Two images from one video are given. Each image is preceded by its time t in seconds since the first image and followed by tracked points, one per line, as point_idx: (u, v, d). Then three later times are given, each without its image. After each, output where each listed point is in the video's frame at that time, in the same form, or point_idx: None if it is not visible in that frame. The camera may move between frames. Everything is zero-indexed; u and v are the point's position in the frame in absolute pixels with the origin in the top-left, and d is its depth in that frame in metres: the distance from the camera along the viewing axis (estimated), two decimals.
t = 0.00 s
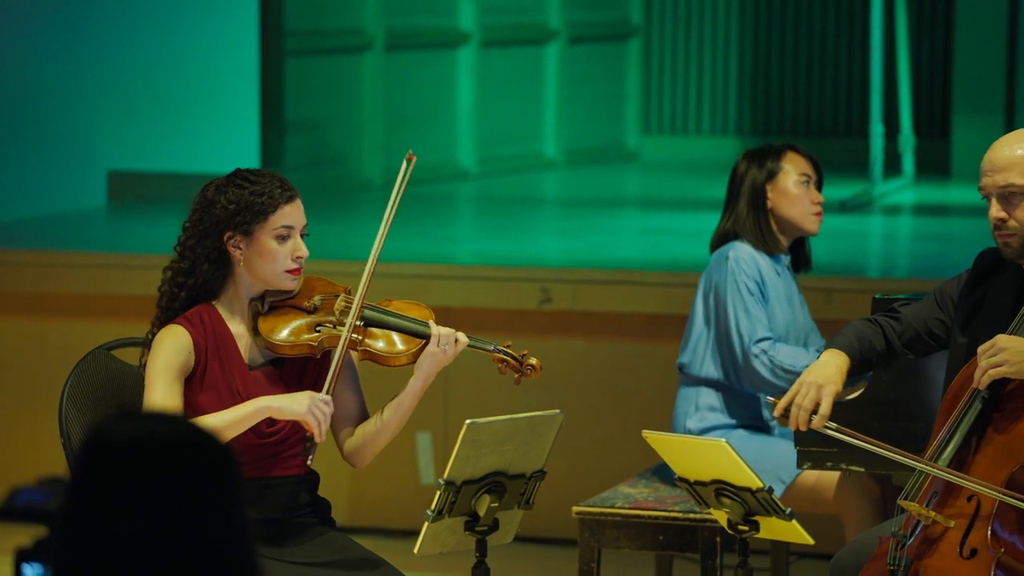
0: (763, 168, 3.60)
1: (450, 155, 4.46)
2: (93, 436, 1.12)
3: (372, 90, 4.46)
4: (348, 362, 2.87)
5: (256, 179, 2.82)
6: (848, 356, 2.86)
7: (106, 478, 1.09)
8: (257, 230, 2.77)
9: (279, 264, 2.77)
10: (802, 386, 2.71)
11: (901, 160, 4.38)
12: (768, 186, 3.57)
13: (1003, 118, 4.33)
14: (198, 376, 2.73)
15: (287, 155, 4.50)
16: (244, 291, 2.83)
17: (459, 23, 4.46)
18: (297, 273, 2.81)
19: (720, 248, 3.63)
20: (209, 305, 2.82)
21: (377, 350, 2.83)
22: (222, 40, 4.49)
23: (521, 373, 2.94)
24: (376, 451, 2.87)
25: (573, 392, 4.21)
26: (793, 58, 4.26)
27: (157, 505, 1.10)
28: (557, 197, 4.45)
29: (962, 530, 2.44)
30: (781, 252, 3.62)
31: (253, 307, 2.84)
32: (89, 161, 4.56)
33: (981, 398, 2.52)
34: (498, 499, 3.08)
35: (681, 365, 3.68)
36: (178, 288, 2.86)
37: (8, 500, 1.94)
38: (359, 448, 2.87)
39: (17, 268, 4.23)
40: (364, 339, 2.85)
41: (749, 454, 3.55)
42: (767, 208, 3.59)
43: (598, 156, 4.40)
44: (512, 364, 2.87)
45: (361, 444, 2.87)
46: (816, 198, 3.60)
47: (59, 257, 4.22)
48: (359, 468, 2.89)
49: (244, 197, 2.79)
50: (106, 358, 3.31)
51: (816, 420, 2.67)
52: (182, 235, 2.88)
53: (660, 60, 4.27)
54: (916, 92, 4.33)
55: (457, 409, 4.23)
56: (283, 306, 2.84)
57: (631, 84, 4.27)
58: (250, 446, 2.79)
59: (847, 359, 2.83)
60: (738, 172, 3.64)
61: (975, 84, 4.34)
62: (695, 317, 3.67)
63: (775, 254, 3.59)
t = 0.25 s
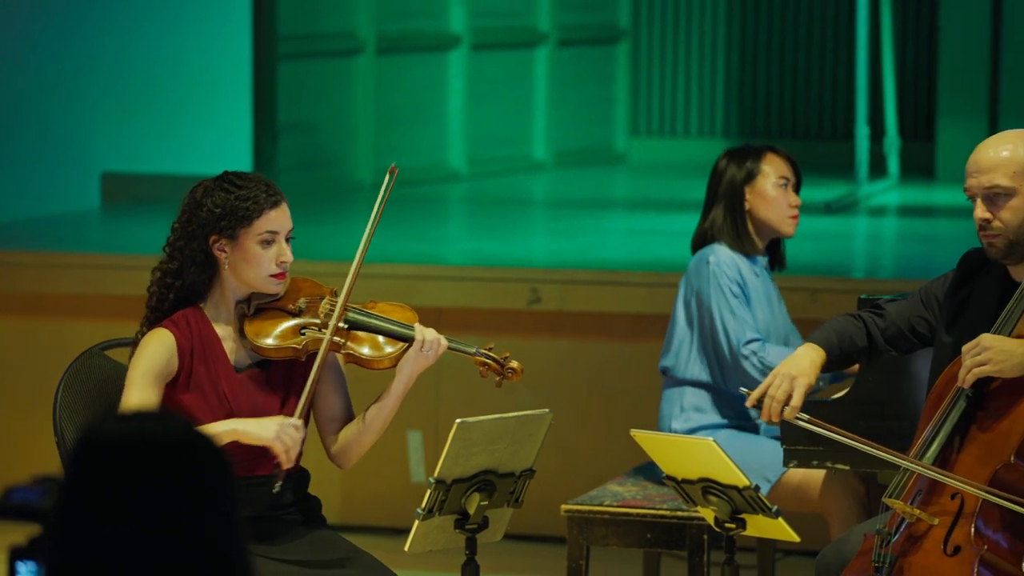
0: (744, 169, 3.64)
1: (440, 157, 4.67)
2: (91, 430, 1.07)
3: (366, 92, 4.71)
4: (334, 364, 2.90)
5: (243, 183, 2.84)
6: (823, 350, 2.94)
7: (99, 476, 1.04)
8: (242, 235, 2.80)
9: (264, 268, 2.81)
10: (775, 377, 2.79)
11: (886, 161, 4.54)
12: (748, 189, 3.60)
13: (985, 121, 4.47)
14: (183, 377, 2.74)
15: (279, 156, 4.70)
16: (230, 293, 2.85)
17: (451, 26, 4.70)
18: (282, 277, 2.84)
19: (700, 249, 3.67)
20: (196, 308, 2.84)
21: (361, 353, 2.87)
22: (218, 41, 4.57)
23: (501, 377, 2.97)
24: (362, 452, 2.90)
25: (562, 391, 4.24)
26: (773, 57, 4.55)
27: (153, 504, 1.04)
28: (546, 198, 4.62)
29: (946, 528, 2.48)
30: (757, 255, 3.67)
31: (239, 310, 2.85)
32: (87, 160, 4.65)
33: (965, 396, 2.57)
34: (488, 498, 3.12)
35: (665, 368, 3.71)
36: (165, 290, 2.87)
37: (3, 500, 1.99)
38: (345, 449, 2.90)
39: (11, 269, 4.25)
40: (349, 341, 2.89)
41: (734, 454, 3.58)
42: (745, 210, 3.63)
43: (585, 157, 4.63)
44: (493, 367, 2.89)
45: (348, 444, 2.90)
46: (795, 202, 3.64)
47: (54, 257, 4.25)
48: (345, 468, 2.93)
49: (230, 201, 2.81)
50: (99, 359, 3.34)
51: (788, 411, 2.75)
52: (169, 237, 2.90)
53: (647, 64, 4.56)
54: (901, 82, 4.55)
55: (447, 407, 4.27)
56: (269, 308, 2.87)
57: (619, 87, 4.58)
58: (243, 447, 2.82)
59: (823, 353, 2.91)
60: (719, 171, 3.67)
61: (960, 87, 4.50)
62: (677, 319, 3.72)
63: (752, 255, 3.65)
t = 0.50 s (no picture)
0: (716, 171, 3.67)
1: (422, 158, 4.71)
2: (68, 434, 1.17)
3: (347, 93, 4.71)
4: (307, 363, 2.94)
5: (217, 185, 2.89)
6: (793, 345, 2.99)
7: (81, 476, 1.13)
8: (216, 236, 2.84)
9: (238, 270, 2.85)
10: (742, 371, 2.85)
11: (866, 162, 4.60)
12: (719, 192, 3.64)
13: (964, 123, 4.49)
14: (159, 377, 2.81)
15: (263, 155, 4.74)
16: (206, 294, 2.91)
17: (433, 28, 4.70)
18: (256, 278, 2.88)
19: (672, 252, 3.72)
20: (174, 309, 2.90)
21: (328, 354, 2.89)
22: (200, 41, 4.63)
23: (466, 377, 2.99)
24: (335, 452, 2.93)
25: (544, 390, 4.28)
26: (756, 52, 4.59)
27: (124, 502, 1.13)
28: (527, 198, 4.70)
29: (924, 525, 2.52)
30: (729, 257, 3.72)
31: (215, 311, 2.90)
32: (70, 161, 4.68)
33: (943, 395, 2.62)
34: (471, 496, 3.15)
35: (640, 372, 3.74)
36: (145, 291, 2.93)
37: None
38: (318, 449, 2.94)
39: None
40: (318, 342, 2.91)
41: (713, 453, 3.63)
42: (717, 212, 3.66)
43: (568, 159, 4.67)
44: (456, 368, 2.93)
45: (320, 444, 2.94)
46: (766, 207, 3.67)
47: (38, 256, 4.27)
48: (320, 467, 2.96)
49: (204, 203, 2.86)
50: (85, 357, 3.36)
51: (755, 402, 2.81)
52: (148, 238, 2.95)
53: (629, 66, 4.64)
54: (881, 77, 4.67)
55: (430, 406, 4.30)
56: (244, 308, 2.91)
57: (601, 90, 4.64)
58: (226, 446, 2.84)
59: (790, 350, 2.95)
60: (691, 172, 3.72)
61: (939, 89, 4.53)
62: (653, 321, 3.75)
63: (723, 258, 3.69)
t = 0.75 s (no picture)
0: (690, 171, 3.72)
1: (413, 159, 4.74)
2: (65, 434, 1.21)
3: (339, 92, 4.76)
4: (291, 361, 2.97)
5: (196, 185, 2.92)
6: (773, 340, 3.03)
7: (77, 475, 1.16)
8: (195, 237, 2.87)
9: (219, 269, 2.87)
10: (719, 363, 2.90)
11: (851, 164, 4.63)
12: (694, 192, 3.69)
13: (949, 125, 4.56)
14: (149, 377, 2.84)
15: (255, 158, 4.77)
16: (191, 294, 2.94)
17: (423, 30, 4.77)
18: (237, 277, 2.90)
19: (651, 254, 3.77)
20: (160, 309, 2.94)
21: (310, 349, 2.88)
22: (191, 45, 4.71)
23: (443, 370, 3.02)
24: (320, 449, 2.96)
25: (534, 389, 4.32)
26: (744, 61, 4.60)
27: (116, 501, 1.17)
28: (517, 199, 4.76)
29: (910, 522, 2.57)
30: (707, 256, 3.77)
31: (200, 311, 2.94)
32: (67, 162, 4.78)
33: (928, 393, 2.66)
34: (462, 494, 3.19)
35: (626, 373, 3.79)
36: (131, 292, 2.96)
37: None
38: (303, 445, 2.97)
39: None
40: (298, 339, 2.91)
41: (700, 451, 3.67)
42: (693, 212, 3.71)
43: (557, 160, 4.72)
44: (435, 362, 2.97)
45: (305, 440, 2.97)
46: (740, 203, 3.71)
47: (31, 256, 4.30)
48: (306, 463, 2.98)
49: (183, 204, 2.89)
50: (80, 356, 3.38)
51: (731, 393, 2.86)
52: (134, 240, 2.99)
53: (617, 63, 4.63)
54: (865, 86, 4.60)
55: (420, 405, 4.34)
56: (227, 307, 2.94)
57: (590, 91, 4.66)
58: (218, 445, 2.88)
59: (769, 343, 3.00)
60: (665, 173, 3.76)
61: (924, 90, 4.58)
62: (636, 322, 3.79)
63: (701, 258, 3.75)
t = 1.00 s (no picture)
0: (669, 172, 3.75)
1: (406, 162, 4.84)
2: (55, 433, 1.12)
3: (334, 94, 4.87)
4: (287, 360, 3.02)
5: (188, 186, 2.96)
6: (758, 337, 3.08)
7: (75, 472, 1.08)
8: (188, 238, 2.91)
9: (211, 269, 2.91)
10: (702, 357, 2.97)
11: (840, 166, 4.73)
12: (675, 192, 3.73)
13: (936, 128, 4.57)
14: (142, 377, 2.88)
15: (249, 159, 4.88)
16: (184, 295, 2.98)
17: (416, 34, 4.82)
18: (230, 277, 2.95)
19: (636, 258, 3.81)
20: (154, 311, 2.97)
21: (305, 347, 2.94)
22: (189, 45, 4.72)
23: (438, 365, 3.06)
24: (314, 446, 3.00)
25: (525, 389, 4.37)
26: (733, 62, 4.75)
27: (111, 502, 1.08)
28: (510, 200, 4.78)
29: (896, 520, 2.61)
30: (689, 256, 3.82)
31: (194, 311, 2.98)
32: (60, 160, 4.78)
33: (915, 393, 2.72)
34: (454, 493, 3.23)
35: (615, 375, 3.84)
36: (125, 294, 3.00)
37: None
38: (298, 442, 3.00)
39: None
40: (294, 337, 2.97)
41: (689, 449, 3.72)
42: (674, 213, 3.76)
43: (547, 163, 4.83)
44: (429, 356, 3.00)
45: (300, 437, 3.00)
46: (721, 202, 3.74)
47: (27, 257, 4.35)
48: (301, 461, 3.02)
49: (176, 206, 2.93)
50: (76, 357, 3.40)
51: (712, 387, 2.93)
52: (126, 242, 3.03)
53: (609, 68, 4.80)
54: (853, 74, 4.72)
55: (413, 404, 4.40)
56: (221, 307, 2.99)
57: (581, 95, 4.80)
58: (214, 444, 2.92)
59: (752, 341, 3.05)
60: (645, 174, 3.80)
61: (911, 92, 4.60)
62: (624, 325, 3.83)
63: (683, 258, 3.81)
